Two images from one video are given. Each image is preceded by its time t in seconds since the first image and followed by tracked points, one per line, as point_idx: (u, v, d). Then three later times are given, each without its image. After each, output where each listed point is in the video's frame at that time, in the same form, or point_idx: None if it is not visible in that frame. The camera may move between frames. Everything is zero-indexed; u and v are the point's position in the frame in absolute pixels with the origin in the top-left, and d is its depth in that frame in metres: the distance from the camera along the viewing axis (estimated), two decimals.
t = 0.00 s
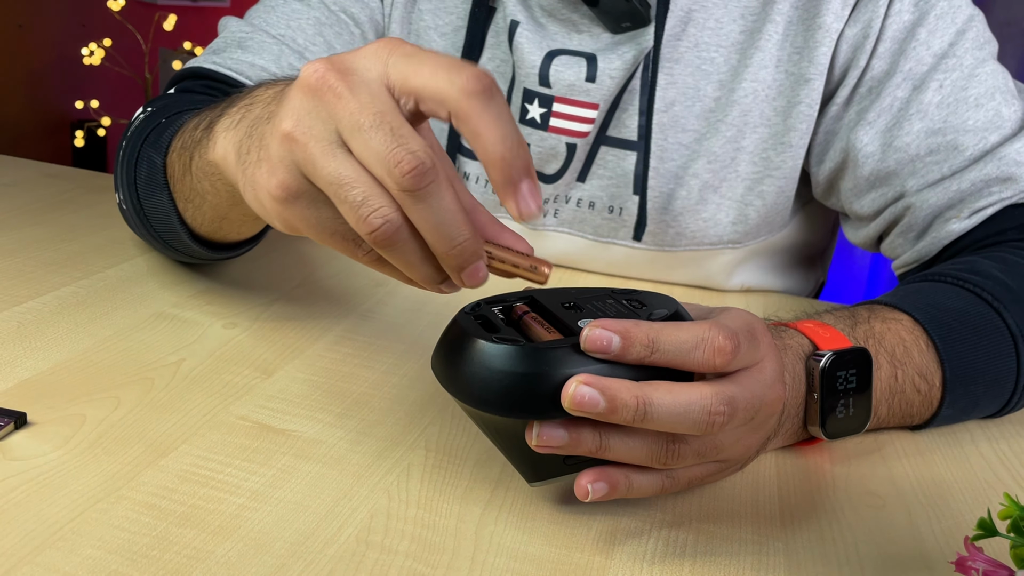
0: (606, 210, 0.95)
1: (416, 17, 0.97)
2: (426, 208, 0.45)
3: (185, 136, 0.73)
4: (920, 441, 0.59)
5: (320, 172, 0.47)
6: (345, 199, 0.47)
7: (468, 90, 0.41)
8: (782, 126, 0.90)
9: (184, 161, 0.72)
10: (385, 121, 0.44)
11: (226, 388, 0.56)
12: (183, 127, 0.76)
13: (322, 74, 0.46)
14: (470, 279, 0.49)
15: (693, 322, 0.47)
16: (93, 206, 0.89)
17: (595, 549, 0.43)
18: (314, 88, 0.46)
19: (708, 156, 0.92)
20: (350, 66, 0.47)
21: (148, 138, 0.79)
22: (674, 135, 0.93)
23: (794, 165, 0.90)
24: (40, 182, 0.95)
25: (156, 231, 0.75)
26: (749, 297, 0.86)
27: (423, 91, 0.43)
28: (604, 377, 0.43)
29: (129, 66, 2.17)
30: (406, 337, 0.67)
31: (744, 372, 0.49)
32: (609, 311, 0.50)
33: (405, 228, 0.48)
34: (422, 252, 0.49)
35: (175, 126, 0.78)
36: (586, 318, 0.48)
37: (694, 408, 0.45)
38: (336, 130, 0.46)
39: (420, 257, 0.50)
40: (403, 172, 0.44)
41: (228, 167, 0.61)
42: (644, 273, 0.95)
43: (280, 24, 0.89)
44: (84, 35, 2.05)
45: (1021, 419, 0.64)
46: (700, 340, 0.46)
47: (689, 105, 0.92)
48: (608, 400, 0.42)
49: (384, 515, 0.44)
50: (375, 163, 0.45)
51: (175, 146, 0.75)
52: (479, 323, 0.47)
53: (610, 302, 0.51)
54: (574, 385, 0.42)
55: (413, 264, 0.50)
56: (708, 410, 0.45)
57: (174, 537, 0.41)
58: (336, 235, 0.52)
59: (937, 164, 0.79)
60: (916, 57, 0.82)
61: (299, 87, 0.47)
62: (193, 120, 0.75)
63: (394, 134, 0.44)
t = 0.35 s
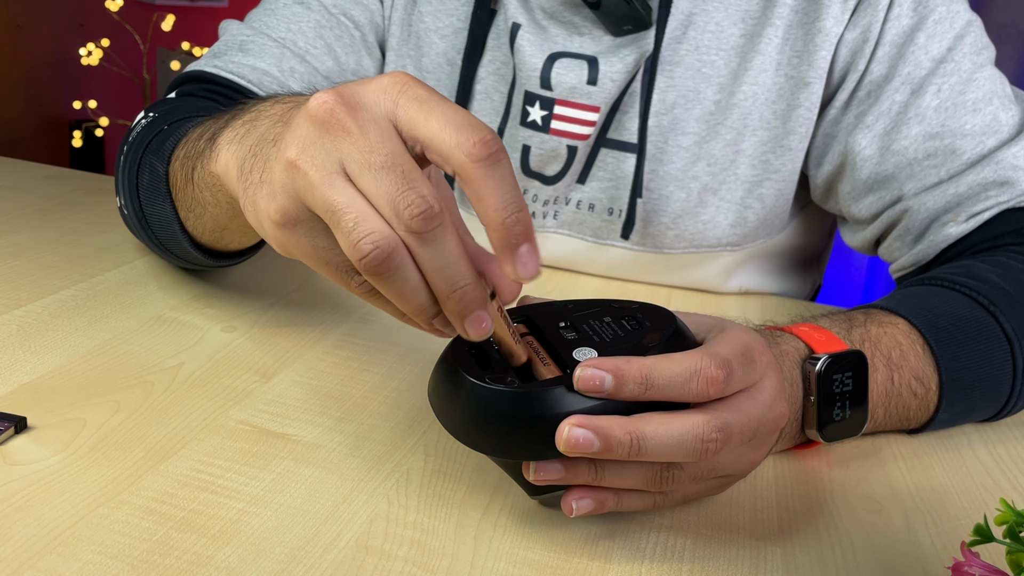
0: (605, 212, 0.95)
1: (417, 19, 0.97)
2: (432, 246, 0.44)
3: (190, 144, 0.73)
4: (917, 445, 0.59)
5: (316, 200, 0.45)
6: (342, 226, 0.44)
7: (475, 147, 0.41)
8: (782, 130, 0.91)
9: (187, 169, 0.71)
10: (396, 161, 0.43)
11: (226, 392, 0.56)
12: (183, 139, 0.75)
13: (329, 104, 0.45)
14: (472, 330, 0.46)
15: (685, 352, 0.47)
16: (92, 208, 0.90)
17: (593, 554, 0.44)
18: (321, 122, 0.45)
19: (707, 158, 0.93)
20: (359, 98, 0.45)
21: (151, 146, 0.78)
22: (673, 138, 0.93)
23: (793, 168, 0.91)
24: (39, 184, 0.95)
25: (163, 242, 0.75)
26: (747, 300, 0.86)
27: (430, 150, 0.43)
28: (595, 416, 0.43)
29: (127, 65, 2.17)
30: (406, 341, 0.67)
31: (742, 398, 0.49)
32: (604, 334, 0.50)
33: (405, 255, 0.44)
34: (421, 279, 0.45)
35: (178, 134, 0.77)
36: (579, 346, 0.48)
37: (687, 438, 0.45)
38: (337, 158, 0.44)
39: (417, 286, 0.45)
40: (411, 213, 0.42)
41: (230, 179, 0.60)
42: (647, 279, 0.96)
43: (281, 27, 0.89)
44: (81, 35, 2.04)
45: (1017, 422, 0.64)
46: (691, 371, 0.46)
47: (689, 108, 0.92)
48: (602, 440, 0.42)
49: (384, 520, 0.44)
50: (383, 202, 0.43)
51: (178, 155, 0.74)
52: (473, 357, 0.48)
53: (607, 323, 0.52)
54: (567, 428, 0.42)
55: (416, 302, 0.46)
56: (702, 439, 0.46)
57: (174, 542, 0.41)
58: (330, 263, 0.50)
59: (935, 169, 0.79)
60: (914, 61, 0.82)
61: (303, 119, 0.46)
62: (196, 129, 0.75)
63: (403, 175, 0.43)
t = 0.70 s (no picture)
0: (603, 211, 0.95)
1: (416, 18, 0.96)
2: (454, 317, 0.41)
3: (198, 179, 0.67)
4: (916, 445, 0.59)
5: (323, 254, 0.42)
6: (355, 287, 0.40)
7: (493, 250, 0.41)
8: (780, 128, 0.90)
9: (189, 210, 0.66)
10: (415, 234, 0.40)
11: (222, 393, 0.56)
12: (189, 171, 0.70)
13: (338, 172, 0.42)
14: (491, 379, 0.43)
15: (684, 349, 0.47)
16: (89, 207, 0.89)
17: (591, 554, 0.43)
18: (332, 186, 0.42)
19: (705, 157, 0.92)
20: (368, 167, 0.42)
21: (150, 172, 0.73)
22: (672, 137, 0.92)
23: (790, 167, 0.91)
24: (35, 183, 0.94)
25: (165, 267, 0.70)
26: (746, 300, 0.86)
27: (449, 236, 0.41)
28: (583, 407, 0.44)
29: (125, 64, 2.16)
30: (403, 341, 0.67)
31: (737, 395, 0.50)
32: (598, 330, 0.48)
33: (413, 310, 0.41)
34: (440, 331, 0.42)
35: (178, 162, 0.71)
36: (570, 341, 0.46)
37: (677, 433, 0.46)
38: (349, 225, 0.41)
39: (432, 338, 0.42)
40: (438, 278, 0.39)
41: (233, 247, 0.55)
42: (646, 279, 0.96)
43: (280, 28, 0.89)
44: (79, 35, 2.04)
45: (1017, 422, 0.64)
46: (694, 368, 0.46)
47: (687, 106, 0.92)
48: (590, 434, 0.43)
49: (381, 521, 0.44)
50: (405, 267, 0.40)
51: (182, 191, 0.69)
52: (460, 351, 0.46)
53: (604, 318, 0.50)
54: (556, 421, 0.42)
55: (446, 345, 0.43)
56: (692, 436, 0.46)
57: (170, 544, 0.41)
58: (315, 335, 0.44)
59: (933, 168, 0.79)
60: (912, 60, 0.82)
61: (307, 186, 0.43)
62: (203, 163, 0.69)
63: (426, 244, 0.40)
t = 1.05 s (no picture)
0: (606, 204, 0.94)
1: (419, 16, 0.95)
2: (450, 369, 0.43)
3: (174, 234, 0.66)
4: (921, 445, 0.58)
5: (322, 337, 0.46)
6: (345, 350, 0.44)
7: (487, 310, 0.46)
8: (783, 121, 0.90)
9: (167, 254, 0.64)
10: (404, 305, 0.45)
11: (218, 391, 0.55)
12: (166, 220, 0.68)
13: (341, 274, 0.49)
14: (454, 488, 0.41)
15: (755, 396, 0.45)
16: (85, 205, 0.89)
17: (591, 555, 0.43)
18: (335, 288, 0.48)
19: (710, 151, 0.92)
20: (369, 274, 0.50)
21: (128, 208, 0.70)
22: (677, 130, 0.92)
23: (794, 161, 0.90)
24: (30, 181, 0.94)
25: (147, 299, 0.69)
26: (746, 298, 0.86)
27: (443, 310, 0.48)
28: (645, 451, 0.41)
29: (124, 62, 2.16)
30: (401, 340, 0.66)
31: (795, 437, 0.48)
32: (651, 355, 0.47)
33: (404, 376, 0.42)
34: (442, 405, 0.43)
35: (156, 205, 0.69)
36: (624, 370, 0.45)
37: (738, 478, 0.44)
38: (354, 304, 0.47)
39: (416, 404, 0.42)
40: (428, 329, 0.43)
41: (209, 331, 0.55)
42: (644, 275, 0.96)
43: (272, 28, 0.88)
44: (77, 33, 2.03)
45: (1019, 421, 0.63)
46: (764, 420, 0.44)
47: (693, 100, 0.92)
48: (654, 479, 0.41)
49: (378, 521, 0.44)
50: (400, 335, 0.44)
51: (161, 237, 0.66)
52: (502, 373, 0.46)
53: (655, 338, 0.49)
54: (620, 465, 0.40)
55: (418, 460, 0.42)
56: (752, 482, 0.44)
57: (163, 543, 0.40)
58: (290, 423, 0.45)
59: (934, 162, 0.79)
60: (915, 55, 0.81)
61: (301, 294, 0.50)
62: (181, 216, 0.68)
63: (415, 310, 0.45)
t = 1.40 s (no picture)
0: (605, 194, 0.94)
1: (420, 14, 0.96)
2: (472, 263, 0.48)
3: (197, 270, 0.63)
4: (914, 438, 0.59)
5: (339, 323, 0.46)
6: (371, 317, 0.43)
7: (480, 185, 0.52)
8: (781, 115, 0.91)
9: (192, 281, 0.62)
10: (413, 278, 0.45)
11: (217, 383, 0.56)
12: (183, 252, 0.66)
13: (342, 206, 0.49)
14: (483, 443, 0.40)
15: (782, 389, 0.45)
16: (83, 201, 0.89)
17: (585, 542, 0.44)
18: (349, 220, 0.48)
19: (707, 143, 0.92)
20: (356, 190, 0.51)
21: (140, 227, 0.68)
22: (677, 121, 0.93)
23: (790, 153, 0.91)
24: (29, 177, 0.94)
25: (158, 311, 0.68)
26: (742, 293, 0.86)
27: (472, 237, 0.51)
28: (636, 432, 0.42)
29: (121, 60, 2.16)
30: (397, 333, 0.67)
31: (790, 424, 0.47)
32: (654, 339, 0.46)
33: (426, 339, 0.42)
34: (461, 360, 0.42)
35: (175, 229, 0.67)
36: (625, 353, 0.44)
37: (731, 466, 0.44)
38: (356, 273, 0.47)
39: (440, 359, 0.41)
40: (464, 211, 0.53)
41: (229, 368, 0.52)
42: (639, 268, 0.96)
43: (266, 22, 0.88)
44: (76, 31, 2.03)
45: (1011, 413, 0.64)
46: (795, 422, 0.44)
47: (692, 92, 0.92)
48: (641, 464, 0.41)
49: (375, 509, 0.44)
50: (415, 299, 0.44)
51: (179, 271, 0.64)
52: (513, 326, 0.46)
53: (659, 325, 0.48)
54: (608, 449, 0.40)
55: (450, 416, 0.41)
56: (745, 468, 0.44)
57: (163, 531, 0.41)
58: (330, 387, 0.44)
59: (928, 155, 0.79)
60: (911, 50, 0.82)
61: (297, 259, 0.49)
62: (201, 252, 0.66)
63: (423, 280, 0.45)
